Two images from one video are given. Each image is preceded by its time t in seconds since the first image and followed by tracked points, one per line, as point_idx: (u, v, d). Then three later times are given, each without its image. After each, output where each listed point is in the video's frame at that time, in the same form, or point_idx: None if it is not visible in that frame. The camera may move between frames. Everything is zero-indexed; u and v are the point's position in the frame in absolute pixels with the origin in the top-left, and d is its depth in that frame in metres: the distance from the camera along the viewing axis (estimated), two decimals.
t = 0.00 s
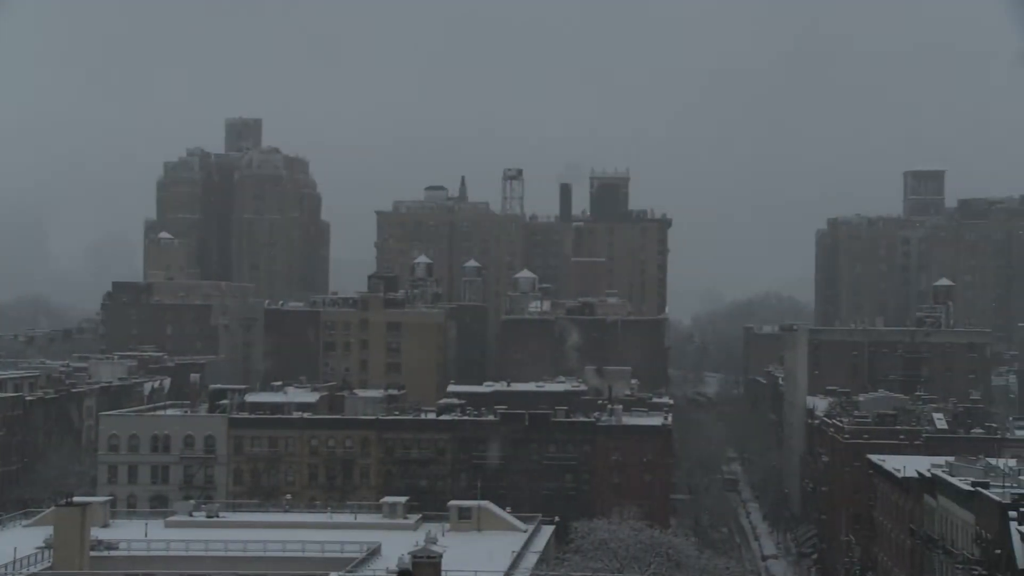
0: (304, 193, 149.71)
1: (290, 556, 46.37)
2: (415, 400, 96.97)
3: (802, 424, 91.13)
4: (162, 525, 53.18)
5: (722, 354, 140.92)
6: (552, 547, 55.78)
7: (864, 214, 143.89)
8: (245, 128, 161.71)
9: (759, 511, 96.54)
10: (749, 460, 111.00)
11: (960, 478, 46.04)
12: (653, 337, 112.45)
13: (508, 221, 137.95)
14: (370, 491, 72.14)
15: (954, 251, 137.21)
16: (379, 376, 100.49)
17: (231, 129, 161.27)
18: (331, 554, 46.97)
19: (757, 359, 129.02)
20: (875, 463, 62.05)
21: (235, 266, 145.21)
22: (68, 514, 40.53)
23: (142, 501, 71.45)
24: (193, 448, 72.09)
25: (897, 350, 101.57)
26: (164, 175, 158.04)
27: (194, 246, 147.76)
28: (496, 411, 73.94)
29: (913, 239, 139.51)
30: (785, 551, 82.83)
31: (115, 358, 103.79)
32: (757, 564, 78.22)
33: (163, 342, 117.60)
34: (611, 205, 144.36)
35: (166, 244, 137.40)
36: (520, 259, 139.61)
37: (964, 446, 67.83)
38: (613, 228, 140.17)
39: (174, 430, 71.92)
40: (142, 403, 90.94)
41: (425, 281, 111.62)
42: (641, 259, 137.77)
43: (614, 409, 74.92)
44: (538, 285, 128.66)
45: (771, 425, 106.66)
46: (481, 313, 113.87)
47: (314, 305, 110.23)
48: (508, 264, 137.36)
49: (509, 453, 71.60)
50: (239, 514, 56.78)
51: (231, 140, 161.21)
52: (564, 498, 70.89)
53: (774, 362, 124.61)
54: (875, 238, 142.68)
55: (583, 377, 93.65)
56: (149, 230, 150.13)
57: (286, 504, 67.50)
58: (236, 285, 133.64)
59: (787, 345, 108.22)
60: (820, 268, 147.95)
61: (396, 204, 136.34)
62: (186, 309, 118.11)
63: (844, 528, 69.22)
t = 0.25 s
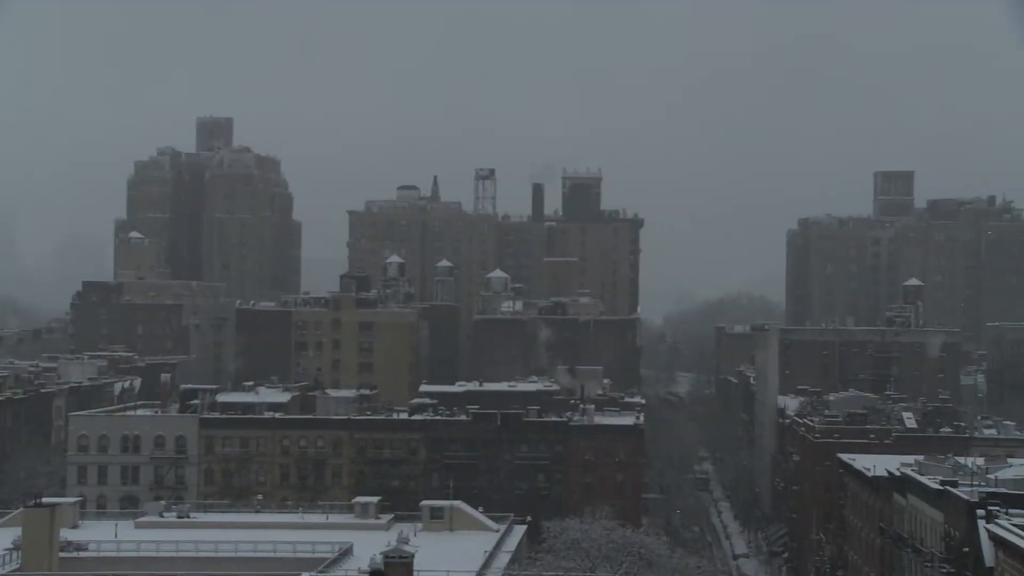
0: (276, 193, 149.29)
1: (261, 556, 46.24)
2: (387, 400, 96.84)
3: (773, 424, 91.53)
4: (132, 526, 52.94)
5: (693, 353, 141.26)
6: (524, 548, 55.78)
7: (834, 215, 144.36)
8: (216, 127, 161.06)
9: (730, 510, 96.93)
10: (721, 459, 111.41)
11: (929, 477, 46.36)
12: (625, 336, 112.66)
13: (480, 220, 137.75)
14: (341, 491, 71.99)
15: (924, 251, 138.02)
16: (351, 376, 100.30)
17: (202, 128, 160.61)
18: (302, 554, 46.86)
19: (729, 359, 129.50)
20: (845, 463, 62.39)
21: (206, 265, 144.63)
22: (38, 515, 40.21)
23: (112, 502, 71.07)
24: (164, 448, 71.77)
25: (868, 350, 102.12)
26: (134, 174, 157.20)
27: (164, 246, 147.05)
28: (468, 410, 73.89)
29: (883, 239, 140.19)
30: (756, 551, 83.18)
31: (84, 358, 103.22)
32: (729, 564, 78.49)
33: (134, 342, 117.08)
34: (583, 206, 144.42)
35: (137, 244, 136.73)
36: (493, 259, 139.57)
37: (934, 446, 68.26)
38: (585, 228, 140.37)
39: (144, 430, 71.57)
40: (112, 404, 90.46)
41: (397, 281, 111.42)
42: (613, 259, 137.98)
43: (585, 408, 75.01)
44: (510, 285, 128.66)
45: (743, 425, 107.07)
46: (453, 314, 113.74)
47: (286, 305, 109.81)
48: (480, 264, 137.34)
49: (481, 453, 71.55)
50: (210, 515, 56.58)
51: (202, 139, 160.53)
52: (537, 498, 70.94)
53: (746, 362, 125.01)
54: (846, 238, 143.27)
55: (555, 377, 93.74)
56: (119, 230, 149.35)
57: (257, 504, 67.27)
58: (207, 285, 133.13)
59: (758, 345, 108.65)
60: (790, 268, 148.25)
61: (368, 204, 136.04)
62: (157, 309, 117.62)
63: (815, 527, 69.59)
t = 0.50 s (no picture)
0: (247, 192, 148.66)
1: (232, 556, 46.08)
2: (359, 400, 96.66)
3: (744, 424, 91.88)
4: (102, 526, 52.68)
5: (665, 353, 141.57)
6: (496, 547, 55.82)
7: (805, 215, 144.96)
8: (187, 126, 160.29)
9: (701, 509, 97.20)
10: (692, 459, 111.72)
11: (898, 476, 46.67)
12: (597, 336, 112.85)
13: (453, 220, 137.64)
14: (313, 492, 71.81)
15: (894, 251, 138.88)
16: (322, 376, 100.07)
17: (172, 127, 159.81)
18: (274, 554, 46.73)
19: (701, 359, 129.88)
20: (815, 462, 62.76)
21: (177, 264, 143.96)
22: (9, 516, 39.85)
23: (82, 503, 70.66)
24: (134, 449, 71.42)
25: (838, 350, 102.68)
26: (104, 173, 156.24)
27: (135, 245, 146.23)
28: (440, 410, 73.84)
29: (853, 239, 140.88)
30: (727, 550, 83.48)
31: (54, 358, 102.55)
32: (700, 563, 78.74)
33: (104, 342, 116.44)
34: (555, 206, 144.50)
35: (107, 243, 135.96)
36: (465, 259, 139.47)
37: (903, 445, 68.71)
38: (557, 228, 140.54)
39: (114, 430, 71.19)
40: (82, 404, 89.92)
41: (369, 280, 111.19)
42: (585, 260, 138.28)
43: (557, 408, 75.09)
44: (482, 284, 128.54)
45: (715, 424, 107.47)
46: (425, 313, 113.58)
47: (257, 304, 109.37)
48: (452, 264, 137.22)
49: (453, 453, 71.51)
50: (181, 515, 56.37)
51: (172, 138, 159.72)
52: (509, 498, 70.98)
53: (717, 362, 125.40)
54: (816, 238, 143.90)
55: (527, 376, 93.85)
56: (89, 229, 148.40)
57: (228, 505, 67.01)
58: (177, 284, 132.49)
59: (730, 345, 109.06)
60: (762, 269, 148.70)
61: (340, 203, 135.73)
62: (127, 309, 116.96)
63: (785, 526, 69.95)
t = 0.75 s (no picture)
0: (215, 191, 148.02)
1: (200, 557, 45.88)
2: (328, 399, 96.41)
3: (712, 423, 92.22)
4: (68, 527, 52.32)
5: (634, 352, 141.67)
6: (465, 547, 55.82)
7: (773, 215, 145.86)
8: (154, 125, 159.40)
9: (670, 508, 97.44)
10: (661, 458, 112.00)
11: (864, 474, 46.99)
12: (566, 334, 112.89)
13: (422, 220, 137.43)
14: (281, 492, 71.56)
15: (861, 251, 139.80)
16: (291, 376, 99.63)
17: (140, 126, 158.88)
18: (242, 554, 46.54)
19: (670, 358, 130.26)
20: (783, 461, 63.11)
21: (145, 264, 143.19)
22: None
23: (48, 503, 70.14)
24: (100, 449, 70.98)
25: (806, 350, 103.21)
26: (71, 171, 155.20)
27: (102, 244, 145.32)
28: (409, 410, 73.75)
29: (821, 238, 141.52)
30: (695, 549, 83.73)
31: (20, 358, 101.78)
32: (669, 562, 78.87)
33: (71, 341, 115.75)
34: (524, 205, 144.45)
35: (73, 242, 135.06)
36: (434, 258, 139.29)
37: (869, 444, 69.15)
38: (526, 227, 140.60)
39: (81, 430, 70.75)
40: (48, 404, 89.29)
41: (338, 280, 110.86)
42: (554, 258, 138.43)
43: (527, 408, 75.12)
44: (451, 284, 128.37)
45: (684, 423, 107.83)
46: (394, 313, 113.32)
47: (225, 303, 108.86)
48: (422, 263, 137.02)
49: (423, 452, 71.45)
50: (148, 515, 56.05)
51: (140, 137, 158.79)
52: (478, 497, 70.94)
53: (686, 361, 125.75)
54: (784, 238, 144.50)
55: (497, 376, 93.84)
56: (55, 228, 147.36)
57: (196, 505, 66.68)
58: (145, 284, 131.77)
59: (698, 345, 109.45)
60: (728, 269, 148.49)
61: (309, 202, 135.35)
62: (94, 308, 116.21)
63: (753, 524, 70.25)
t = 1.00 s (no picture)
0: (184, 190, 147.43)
1: (168, 558, 45.66)
2: (297, 399, 96.16)
3: (681, 422, 92.52)
4: (34, 528, 51.97)
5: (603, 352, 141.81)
6: (434, 547, 55.77)
7: (741, 215, 146.22)
8: (121, 124, 158.54)
9: (640, 507, 97.60)
10: (630, 458, 112.20)
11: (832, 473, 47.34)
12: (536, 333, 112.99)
13: (392, 220, 137.28)
14: (250, 492, 71.26)
15: (828, 251, 141.03)
16: (261, 375, 98.97)
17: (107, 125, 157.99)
18: (211, 555, 46.34)
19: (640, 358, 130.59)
20: (751, 460, 63.44)
21: (112, 263, 142.43)
22: None
23: (14, 505, 69.61)
24: (68, 450, 70.54)
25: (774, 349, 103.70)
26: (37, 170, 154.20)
27: (69, 243, 144.41)
28: (379, 410, 73.64)
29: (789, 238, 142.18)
30: (665, 548, 83.86)
31: None
32: (638, 561, 78.98)
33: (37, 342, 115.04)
34: (494, 205, 144.40)
35: (40, 242, 134.15)
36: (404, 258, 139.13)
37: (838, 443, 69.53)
38: (496, 227, 140.69)
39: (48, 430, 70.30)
40: (15, 405, 88.66)
41: (307, 279, 110.54)
42: (524, 258, 138.40)
43: (496, 408, 75.12)
44: (421, 284, 128.21)
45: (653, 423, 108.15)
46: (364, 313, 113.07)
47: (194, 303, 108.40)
48: (391, 263, 136.85)
49: (393, 452, 71.41)
50: (115, 515, 55.73)
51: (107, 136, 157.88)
52: (448, 497, 70.88)
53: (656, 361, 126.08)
54: (753, 238, 145.07)
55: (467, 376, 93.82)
56: (22, 228, 146.31)
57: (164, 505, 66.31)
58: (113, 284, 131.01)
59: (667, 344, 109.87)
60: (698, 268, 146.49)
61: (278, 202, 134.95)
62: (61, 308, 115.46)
63: (722, 523, 70.49)
